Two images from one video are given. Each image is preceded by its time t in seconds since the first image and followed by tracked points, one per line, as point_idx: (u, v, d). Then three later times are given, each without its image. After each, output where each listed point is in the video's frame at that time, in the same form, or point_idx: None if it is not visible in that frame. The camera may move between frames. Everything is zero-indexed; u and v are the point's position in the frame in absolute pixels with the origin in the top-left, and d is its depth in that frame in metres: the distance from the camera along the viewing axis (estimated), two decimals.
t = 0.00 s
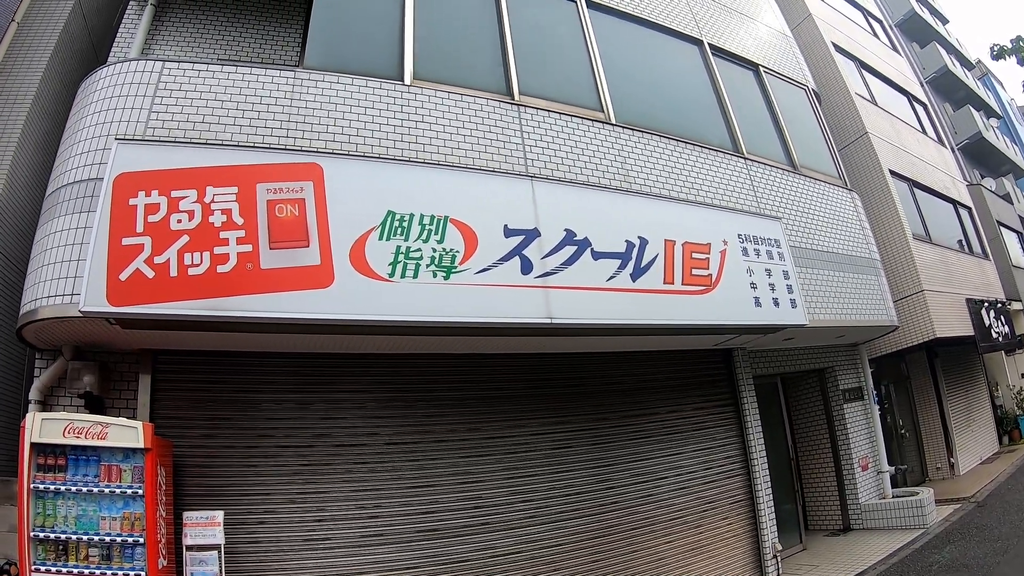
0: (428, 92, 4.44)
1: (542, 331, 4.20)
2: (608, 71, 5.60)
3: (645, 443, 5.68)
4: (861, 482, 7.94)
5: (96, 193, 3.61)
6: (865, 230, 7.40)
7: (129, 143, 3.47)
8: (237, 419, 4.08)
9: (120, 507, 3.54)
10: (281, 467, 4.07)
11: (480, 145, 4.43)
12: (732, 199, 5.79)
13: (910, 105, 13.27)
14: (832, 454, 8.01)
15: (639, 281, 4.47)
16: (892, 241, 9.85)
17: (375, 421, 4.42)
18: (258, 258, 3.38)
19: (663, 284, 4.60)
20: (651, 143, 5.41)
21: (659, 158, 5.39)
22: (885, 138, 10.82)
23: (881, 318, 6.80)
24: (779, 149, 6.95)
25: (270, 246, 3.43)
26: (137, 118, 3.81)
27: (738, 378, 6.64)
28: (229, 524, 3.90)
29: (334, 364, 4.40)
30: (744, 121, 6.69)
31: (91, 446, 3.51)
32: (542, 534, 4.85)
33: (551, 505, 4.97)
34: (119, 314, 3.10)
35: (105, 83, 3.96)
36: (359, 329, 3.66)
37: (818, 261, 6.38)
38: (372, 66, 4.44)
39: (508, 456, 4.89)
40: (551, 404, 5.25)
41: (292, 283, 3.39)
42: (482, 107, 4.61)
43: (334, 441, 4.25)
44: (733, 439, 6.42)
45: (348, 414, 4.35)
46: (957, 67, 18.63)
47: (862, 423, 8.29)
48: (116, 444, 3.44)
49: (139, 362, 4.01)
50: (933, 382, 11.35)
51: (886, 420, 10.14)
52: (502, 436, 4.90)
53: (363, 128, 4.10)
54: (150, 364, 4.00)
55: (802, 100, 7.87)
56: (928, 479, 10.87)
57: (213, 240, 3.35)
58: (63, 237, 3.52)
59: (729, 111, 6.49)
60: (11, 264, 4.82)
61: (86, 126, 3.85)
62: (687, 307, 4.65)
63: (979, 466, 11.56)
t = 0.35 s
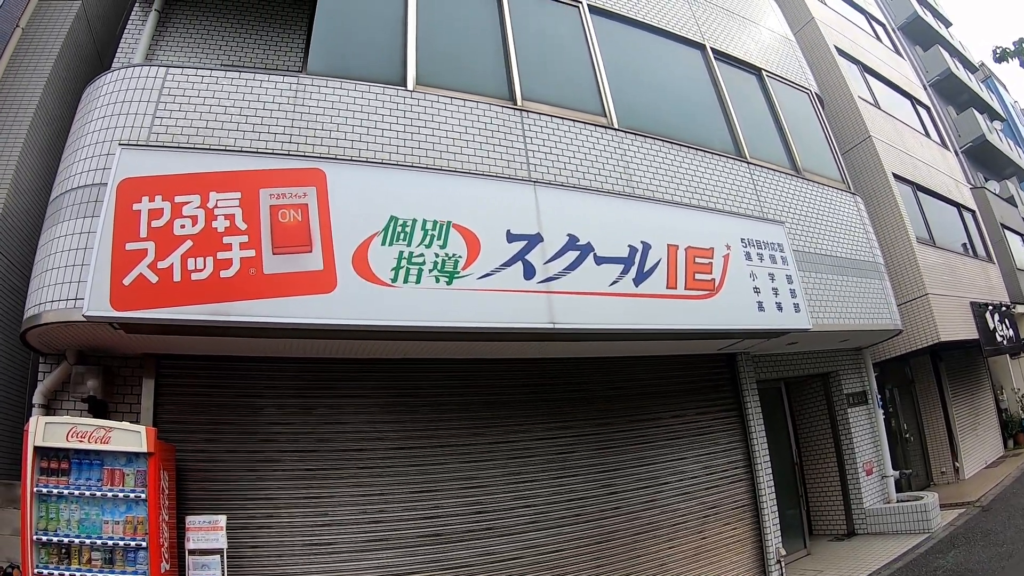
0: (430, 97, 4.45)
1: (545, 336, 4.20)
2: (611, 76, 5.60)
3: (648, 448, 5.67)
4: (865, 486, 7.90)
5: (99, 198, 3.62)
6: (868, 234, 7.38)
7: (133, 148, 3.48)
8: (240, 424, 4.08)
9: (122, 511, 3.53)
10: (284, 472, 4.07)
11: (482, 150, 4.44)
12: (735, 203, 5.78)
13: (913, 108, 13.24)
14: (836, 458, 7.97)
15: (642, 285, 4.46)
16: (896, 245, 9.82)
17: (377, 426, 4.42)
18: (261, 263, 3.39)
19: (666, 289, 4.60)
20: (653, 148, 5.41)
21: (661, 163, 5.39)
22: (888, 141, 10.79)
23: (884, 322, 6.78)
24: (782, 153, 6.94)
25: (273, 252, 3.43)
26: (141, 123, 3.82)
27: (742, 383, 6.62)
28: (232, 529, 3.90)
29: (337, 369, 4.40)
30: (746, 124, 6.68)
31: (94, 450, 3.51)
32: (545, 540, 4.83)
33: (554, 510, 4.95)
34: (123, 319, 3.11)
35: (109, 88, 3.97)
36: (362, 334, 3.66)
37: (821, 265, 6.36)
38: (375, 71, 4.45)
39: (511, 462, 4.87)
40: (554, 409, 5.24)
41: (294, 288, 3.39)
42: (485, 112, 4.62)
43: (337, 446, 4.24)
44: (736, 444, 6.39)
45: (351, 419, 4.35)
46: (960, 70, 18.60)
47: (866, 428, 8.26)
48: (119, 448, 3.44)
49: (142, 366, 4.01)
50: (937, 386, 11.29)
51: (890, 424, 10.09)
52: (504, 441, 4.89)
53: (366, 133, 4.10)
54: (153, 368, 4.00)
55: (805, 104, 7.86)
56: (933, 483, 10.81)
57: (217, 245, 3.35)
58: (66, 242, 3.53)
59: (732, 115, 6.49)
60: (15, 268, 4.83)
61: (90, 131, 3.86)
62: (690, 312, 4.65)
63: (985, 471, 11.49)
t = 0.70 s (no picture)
0: (431, 102, 4.46)
1: (547, 340, 4.20)
2: (611, 79, 5.61)
3: (650, 451, 5.66)
4: (868, 488, 7.88)
5: (101, 204, 3.63)
6: (869, 236, 7.38)
7: (135, 154, 3.48)
8: (242, 429, 4.09)
9: (124, 515, 3.54)
10: (285, 477, 4.07)
11: (483, 154, 4.45)
12: (735, 206, 5.78)
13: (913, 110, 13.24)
14: (838, 461, 7.96)
15: (643, 289, 4.46)
16: (897, 246, 9.81)
17: (379, 430, 4.42)
18: (262, 268, 3.39)
19: (667, 292, 4.60)
20: (653, 151, 5.42)
21: (662, 166, 5.40)
22: (889, 143, 10.79)
23: (886, 323, 6.76)
24: (782, 155, 6.94)
25: (274, 257, 3.44)
26: (142, 129, 3.83)
27: (743, 385, 6.61)
28: (234, 533, 3.89)
29: (339, 374, 4.40)
30: (747, 127, 6.69)
31: (96, 455, 3.51)
32: (547, 544, 4.82)
33: (556, 514, 4.95)
34: (124, 325, 3.11)
35: (110, 94, 3.98)
36: (363, 338, 3.66)
37: (822, 267, 6.36)
38: (375, 76, 4.46)
39: (513, 466, 4.87)
40: (556, 413, 5.23)
41: (295, 293, 3.40)
42: (485, 117, 4.63)
43: (338, 450, 4.24)
44: (738, 447, 6.38)
45: (353, 423, 4.35)
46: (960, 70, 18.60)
47: (868, 429, 8.24)
48: (121, 453, 3.44)
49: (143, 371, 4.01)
50: (939, 387, 11.27)
51: (892, 425, 10.07)
52: (506, 445, 4.89)
53: (367, 138, 4.11)
54: (155, 373, 4.00)
55: (805, 106, 7.86)
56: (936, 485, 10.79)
57: (218, 250, 3.36)
58: (68, 248, 3.54)
59: (732, 117, 6.49)
60: (17, 274, 4.84)
61: (92, 137, 3.87)
62: (691, 316, 4.64)
63: (988, 472, 11.46)
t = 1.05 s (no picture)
0: (431, 104, 4.46)
1: (548, 343, 4.20)
2: (611, 81, 5.61)
3: (650, 453, 5.65)
4: (869, 490, 7.87)
5: (102, 206, 3.63)
6: (870, 237, 7.37)
7: (136, 156, 3.48)
8: (242, 431, 4.08)
9: (124, 518, 3.53)
10: (286, 479, 4.06)
11: (483, 157, 4.45)
12: (735, 208, 5.77)
13: (914, 111, 13.24)
14: (839, 463, 7.95)
15: (643, 291, 4.46)
16: (898, 248, 9.80)
17: (380, 433, 4.41)
18: (263, 270, 3.39)
19: (667, 294, 4.59)
20: (654, 153, 5.42)
21: (662, 168, 5.39)
22: (889, 144, 10.79)
23: (886, 325, 6.76)
24: (782, 157, 6.94)
25: (274, 259, 3.44)
26: (143, 132, 3.83)
27: (744, 387, 6.60)
28: (234, 535, 3.89)
29: (339, 377, 4.40)
30: (747, 129, 6.68)
31: (97, 457, 3.51)
32: (548, 546, 4.81)
33: (556, 517, 4.93)
34: (125, 327, 3.11)
35: (111, 97, 3.98)
36: (364, 341, 3.67)
37: (823, 269, 6.35)
38: (375, 79, 4.46)
39: (514, 468, 4.87)
40: (556, 415, 5.23)
41: (296, 295, 3.40)
42: (485, 119, 4.63)
43: (339, 452, 4.24)
44: (739, 449, 6.37)
45: (353, 425, 4.34)
46: (961, 72, 18.61)
47: (869, 431, 8.23)
48: (121, 455, 3.44)
49: (144, 374, 4.02)
50: (941, 389, 11.25)
51: (893, 427, 10.06)
52: (506, 448, 4.89)
53: (367, 141, 4.11)
54: (155, 376, 4.01)
55: (805, 108, 7.86)
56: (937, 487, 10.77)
57: (219, 253, 3.36)
58: (68, 250, 3.53)
59: (732, 119, 6.49)
60: (17, 276, 4.84)
61: (93, 139, 3.87)
62: (692, 318, 4.63)
63: (989, 474, 11.44)
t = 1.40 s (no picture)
0: (430, 106, 4.46)
1: (546, 344, 4.20)
2: (609, 81, 5.62)
3: (650, 453, 5.65)
4: (868, 489, 7.87)
5: (100, 208, 3.63)
6: (869, 237, 7.37)
7: (135, 158, 3.47)
8: (241, 433, 4.08)
9: (123, 520, 3.52)
10: (285, 481, 4.06)
11: (482, 158, 4.45)
12: (734, 208, 5.78)
13: (912, 111, 13.25)
14: (839, 462, 7.95)
15: (642, 291, 4.46)
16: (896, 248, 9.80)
17: (379, 434, 4.41)
18: (261, 272, 3.39)
19: (666, 295, 4.59)
20: (653, 154, 5.42)
21: (660, 168, 5.40)
22: (888, 144, 10.80)
23: (885, 324, 6.76)
24: (781, 157, 6.94)
25: (273, 261, 3.43)
26: (141, 134, 3.83)
27: (743, 387, 6.60)
28: (233, 537, 3.88)
29: (338, 378, 4.40)
30: (745, 128, 6.69)
31: (96, 459, 3.50)
32: (547, 547, 4.80)
33: (556, 518, 4.93)
34: (123, 329, 3.10)
35: (109, 99, 3.97)
36: (363, 343, 3.67)
37: (821, 269, 6.36)
38: (374, 80, 4.46)
39: (513, 469, 4.87)
40: (555, 416, 5.23)
41: (295, 297, 3.39)
42: (483, 120, 4.63)
43: (338, 454, 4.24)
44: (738, 449, 6.37)
45: (352, 427, 4.34)
46: (959, 71, 18.61)
47: (868, 431, 8.23)
48: (121, 457, 3.44)
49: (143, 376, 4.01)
50: (940, 389, 11.27)
51: (892, 427, 10.06)
52: (506, 448, 4.89)
53: (365, 142, 4.11)
54: (155, 378, 4.00)
55: (804, 107, 7.86)
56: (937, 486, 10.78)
57: (217, 254, 3.35)
58: (67, 252, 3.53)
59: (730, 119, 6.49)
60: (17, 279, 4.84)
61: (91, 141, 3.86)
62: (691, 318, 4.64)
63: (989, 473, 11.45)
